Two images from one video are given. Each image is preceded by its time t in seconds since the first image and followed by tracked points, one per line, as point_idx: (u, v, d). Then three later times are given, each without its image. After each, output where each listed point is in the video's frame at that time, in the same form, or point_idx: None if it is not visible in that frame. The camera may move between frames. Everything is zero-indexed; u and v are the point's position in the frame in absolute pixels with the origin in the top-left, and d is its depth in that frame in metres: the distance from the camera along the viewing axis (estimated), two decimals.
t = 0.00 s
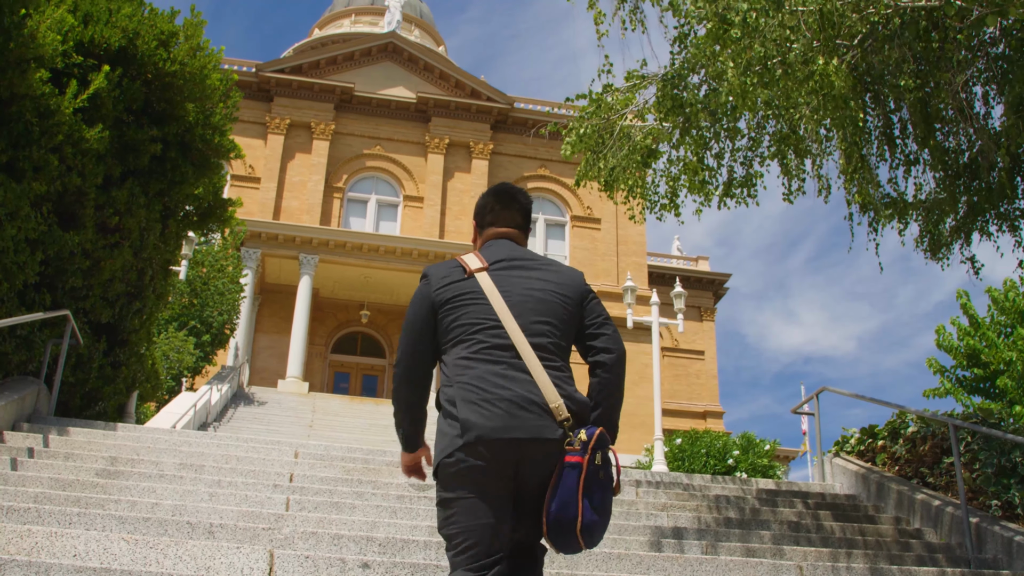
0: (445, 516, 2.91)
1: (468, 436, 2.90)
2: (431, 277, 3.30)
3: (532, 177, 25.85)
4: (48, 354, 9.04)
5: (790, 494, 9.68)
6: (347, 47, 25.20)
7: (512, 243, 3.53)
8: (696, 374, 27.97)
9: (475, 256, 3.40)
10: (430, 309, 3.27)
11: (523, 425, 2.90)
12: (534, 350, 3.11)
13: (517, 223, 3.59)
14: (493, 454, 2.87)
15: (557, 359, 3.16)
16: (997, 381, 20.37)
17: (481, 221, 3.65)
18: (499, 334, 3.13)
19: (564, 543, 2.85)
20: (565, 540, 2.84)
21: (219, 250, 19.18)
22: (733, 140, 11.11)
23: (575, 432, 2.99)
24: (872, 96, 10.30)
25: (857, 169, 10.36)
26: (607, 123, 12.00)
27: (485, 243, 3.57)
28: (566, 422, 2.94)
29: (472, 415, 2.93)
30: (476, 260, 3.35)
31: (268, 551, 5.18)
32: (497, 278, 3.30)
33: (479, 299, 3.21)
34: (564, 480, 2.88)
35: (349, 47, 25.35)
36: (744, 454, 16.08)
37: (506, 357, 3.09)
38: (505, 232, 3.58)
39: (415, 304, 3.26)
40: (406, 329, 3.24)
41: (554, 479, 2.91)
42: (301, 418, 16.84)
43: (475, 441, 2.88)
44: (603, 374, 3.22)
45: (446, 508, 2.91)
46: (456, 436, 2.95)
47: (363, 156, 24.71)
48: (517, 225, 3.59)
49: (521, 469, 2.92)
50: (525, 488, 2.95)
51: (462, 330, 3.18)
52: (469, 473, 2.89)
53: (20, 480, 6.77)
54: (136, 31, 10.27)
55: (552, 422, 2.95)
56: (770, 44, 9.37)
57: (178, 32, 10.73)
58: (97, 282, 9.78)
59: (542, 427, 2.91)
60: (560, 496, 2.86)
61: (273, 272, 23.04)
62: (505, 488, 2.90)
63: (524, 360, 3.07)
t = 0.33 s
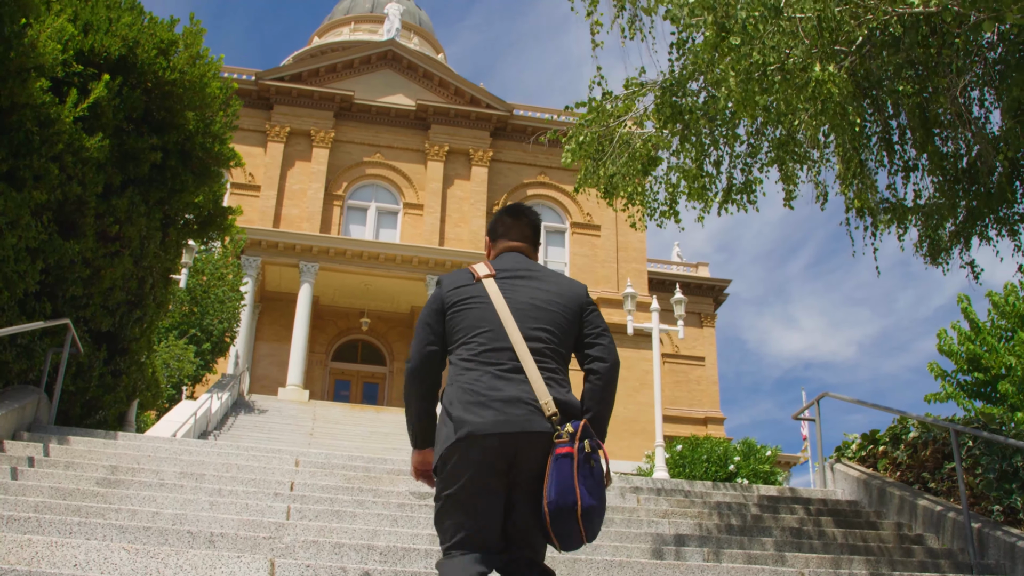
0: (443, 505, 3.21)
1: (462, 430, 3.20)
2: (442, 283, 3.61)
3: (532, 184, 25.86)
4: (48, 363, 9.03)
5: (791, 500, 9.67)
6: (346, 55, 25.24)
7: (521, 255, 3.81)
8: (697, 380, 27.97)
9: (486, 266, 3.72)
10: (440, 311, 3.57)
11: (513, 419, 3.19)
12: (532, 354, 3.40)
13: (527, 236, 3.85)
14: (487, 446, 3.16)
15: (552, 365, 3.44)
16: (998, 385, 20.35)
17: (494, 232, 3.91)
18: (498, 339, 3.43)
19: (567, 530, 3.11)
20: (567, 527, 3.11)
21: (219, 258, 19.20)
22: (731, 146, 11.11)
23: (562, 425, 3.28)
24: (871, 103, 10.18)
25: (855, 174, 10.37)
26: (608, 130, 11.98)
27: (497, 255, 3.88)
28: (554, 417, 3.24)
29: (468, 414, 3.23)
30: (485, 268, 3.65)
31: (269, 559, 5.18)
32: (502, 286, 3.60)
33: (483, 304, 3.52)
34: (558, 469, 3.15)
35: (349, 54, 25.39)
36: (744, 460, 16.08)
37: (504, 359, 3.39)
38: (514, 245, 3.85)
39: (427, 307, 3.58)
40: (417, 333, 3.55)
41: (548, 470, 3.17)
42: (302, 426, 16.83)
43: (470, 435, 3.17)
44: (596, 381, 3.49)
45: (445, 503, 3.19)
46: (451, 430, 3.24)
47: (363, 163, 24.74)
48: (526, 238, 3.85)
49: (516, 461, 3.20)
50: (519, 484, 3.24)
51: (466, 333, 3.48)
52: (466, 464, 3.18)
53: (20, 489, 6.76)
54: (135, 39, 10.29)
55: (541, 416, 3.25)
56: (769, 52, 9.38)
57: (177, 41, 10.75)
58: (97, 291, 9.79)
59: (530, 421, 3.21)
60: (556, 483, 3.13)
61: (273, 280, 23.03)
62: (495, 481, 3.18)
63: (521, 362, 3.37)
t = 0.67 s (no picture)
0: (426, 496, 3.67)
1: (449, 432, 3.58)
2: (441, 291, 3.97)
3: (532, 193, 25.87)
4: (49, 374, 9.02)
5: (793, 509, 9.65)
6: (346, 65, 25.29)
7: (503, 275, 4.22)
8: (698, 388, 27.95)
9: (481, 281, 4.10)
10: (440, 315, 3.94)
11: (500, 422, 3.56)
12: (522, 362, 3.79)
13: (503, 257, 4.30)
14: (474, 446, 3.55)
15: (541, 373, 3.82)
16: (1000, 393, 20.32)
17: (474, 257, 4.32)
18: (492, 348, 3.81)
19: (561, 525, 3.44)
20: (562, 523, 3.44)
21: (219, 268, 19.23)
22: (731, 154, 11.13)
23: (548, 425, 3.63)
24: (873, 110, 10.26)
25: (855, 181, 10.37)
26: (607, 140, 11.99)
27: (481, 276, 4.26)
28: (542, 421, 3.60)
29: (457, 414, 3.60)
30: (479, 285, 4.04)
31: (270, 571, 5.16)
32: (497, 300, 3.99)
33: (480, 316, 3.90)
34: (548, 467, 3.50)
35: (349, 64, 25.45)
36: (745, 468, 16.07)
37: (497, 366, 3.77)
38: (494, 266, 4.28)
39: (425, 310, 3.92)
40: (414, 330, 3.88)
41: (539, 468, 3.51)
42: (303, 436, 16.81)
43: (461, 436, 3.55)
44: (583, 385, 3.86)
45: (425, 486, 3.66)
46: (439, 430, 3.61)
47: (363, 173, 24.77)
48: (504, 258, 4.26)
49: (499, 459, 3.57)
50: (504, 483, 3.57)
51: (462, 339, 3.86)
52: (455, 461, 3.58)
53: (21, 501, 6.75)
54: (135, 51, 10.30)
55: (532, 422, 3.61)
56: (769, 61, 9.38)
57: (177, 51, 10.76)
58: (97, 302, 9.79)
59: (516, 425, 3.57)
60: (549, 479, 3.46)
61: (274, 290, 23.01)
62: (475, 477, 3.60)
63: (513, 369, 3.76)
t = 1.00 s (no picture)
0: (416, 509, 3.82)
1: (438, 434, 3.78)
2: (411, 304, 4.18)
3: (531, 211, 25.93)
4: (49, 394, 9.01)
5: (795, 526, 9.63)
6: (345, 84, 25.40)
7: (473, 281, 4.46)
8: (699, 405, 27.94)
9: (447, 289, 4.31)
10: (412, 327, 4.14)
11: (485, 422, 3.79)
12: (496, 363, 4.02)
13: (472, 265, 4.55)
14: (460, 447, 3.75)
15: (513, 372, 4.07)
16: (1001, 408, 20.29)
17: (445, 266, 4.56)
18: (467, 352, 4.03)
19: (527, 522, 3.77)
20: (526, 519, 3.77)
21: (220, 287, 19.24)
22: (731, 172, 11.18)
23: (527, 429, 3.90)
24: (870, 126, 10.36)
25: (854, 197, 10.40)
26: (606, 157, 12.06)
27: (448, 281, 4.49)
28: (518, 421, 3.83)
29: (444, 417, 3.80)
30: (447, 292, 4.25)
31: None
32: (464, 307, 4.22)
33: (452, 323, 4.11)
34: (521, 470, 3.82)
35: (348, 83, 25.56)
36: (747, 484, 16.06)
37: (473, 369, 3.99)
38: (465, 272, 4.52)
39: (399, 324, 4.12)
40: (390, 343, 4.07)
41: (512, 470, 3.83)
42: (303, 455, 16.77)
43: (446, 437, 3.75)
44: (550, 385, 4.12)
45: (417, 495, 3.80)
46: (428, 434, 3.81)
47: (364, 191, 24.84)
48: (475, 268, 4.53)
49: (485, 458, 3.79)
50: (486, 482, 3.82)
51: (436, 345, 4.07)
52: (440, 463, 3.77)
53: (21, 521, 6.74)
54: (136, 71, 10.35)
55: (510, 421, 3.85)
56: (770, 77, 9.44)
57: (177, 71, 10.82)
58: (98, 321, 9.80)
59: (499, 425, 3.81)
60: (519, 481, 3.80)
61: (275, 308, 23.02)
62: (464, 481, 3.78)
63: (488, 371, 3.98)
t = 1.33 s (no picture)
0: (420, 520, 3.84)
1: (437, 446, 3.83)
2: (408, 326, 4.22)
3: (531, 221, 25.96)
4: (50, 411, 9.00)
5: (799, 533, 9.61)
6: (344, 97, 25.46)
7: (473, 305, 4.48)
8: (701, 413, 27.92)
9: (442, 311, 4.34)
10: (409, 349, 4.18)
11: (481, 434, 3.85)
12: (489, 381, 4.04)
13: (473, 290, 4.57)
14: (458, 456, 3.80)
15: (506, 389, 4.08)
16: (1003, 413, 20.28)
17: (448, 291, 4.58)
18: (461, 369, 4.06)
19: (522, 527, 3.82)
20: (520, 523, 3.82)
21: (220, 301, 19.24)
22: (731, 180, 11.22)
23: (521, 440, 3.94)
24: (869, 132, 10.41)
25: (853, 203, 10.43)
26: (606, 167, 12.11)
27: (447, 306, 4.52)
28: (513, 433, 3.89)
29: (441, 430, 3.86)
30: (443, 314, 4.28)
31: None
32: (457, 328, 4.23)
33: (445, 343, 4.14)
34: (515, 477, 3.85)
35: (347, 95, 25.63)
36: (750, 493, 16.06)
37: (467, 386, 4.02)
38: (465, 298, 4.53)
39: (398, 347, 4.19)
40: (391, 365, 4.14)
41: (508, 478, 3.87)
42: (305, 468, 16.74)
43: (444, 447, 3.81)
44: (543, 404, 4.13)
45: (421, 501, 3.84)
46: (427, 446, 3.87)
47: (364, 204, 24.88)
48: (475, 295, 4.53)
49: (481, 469, 3.85)
50: (486, 486, 3.89)
51: (432, 363, 4.11)
52: (439, 474, 3.82)
53: (24, 537, 6.73)
54: (135, 86, 10.38)
55: (503, 433, 3.91)
56: (768, 85, 9.47)
57: (176, 86, 10.86)
58: (99, 336, 9.79)
59: (494, 437, 3.87)
60: (514, 486, 3.83)
61: (275, 321, 23.02)
62: (467, 488, 3.84)
63: (481, 388, 4.00)
